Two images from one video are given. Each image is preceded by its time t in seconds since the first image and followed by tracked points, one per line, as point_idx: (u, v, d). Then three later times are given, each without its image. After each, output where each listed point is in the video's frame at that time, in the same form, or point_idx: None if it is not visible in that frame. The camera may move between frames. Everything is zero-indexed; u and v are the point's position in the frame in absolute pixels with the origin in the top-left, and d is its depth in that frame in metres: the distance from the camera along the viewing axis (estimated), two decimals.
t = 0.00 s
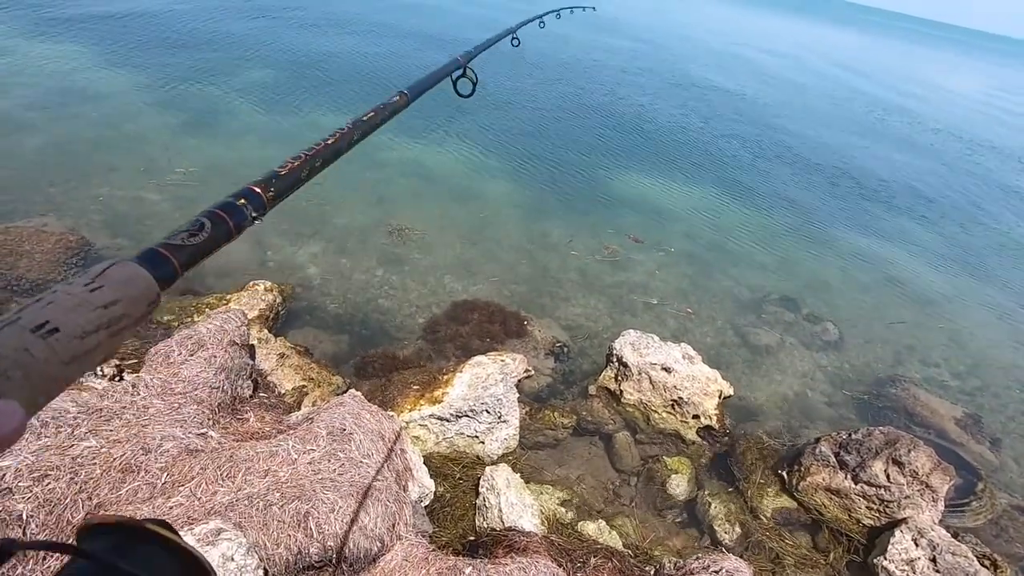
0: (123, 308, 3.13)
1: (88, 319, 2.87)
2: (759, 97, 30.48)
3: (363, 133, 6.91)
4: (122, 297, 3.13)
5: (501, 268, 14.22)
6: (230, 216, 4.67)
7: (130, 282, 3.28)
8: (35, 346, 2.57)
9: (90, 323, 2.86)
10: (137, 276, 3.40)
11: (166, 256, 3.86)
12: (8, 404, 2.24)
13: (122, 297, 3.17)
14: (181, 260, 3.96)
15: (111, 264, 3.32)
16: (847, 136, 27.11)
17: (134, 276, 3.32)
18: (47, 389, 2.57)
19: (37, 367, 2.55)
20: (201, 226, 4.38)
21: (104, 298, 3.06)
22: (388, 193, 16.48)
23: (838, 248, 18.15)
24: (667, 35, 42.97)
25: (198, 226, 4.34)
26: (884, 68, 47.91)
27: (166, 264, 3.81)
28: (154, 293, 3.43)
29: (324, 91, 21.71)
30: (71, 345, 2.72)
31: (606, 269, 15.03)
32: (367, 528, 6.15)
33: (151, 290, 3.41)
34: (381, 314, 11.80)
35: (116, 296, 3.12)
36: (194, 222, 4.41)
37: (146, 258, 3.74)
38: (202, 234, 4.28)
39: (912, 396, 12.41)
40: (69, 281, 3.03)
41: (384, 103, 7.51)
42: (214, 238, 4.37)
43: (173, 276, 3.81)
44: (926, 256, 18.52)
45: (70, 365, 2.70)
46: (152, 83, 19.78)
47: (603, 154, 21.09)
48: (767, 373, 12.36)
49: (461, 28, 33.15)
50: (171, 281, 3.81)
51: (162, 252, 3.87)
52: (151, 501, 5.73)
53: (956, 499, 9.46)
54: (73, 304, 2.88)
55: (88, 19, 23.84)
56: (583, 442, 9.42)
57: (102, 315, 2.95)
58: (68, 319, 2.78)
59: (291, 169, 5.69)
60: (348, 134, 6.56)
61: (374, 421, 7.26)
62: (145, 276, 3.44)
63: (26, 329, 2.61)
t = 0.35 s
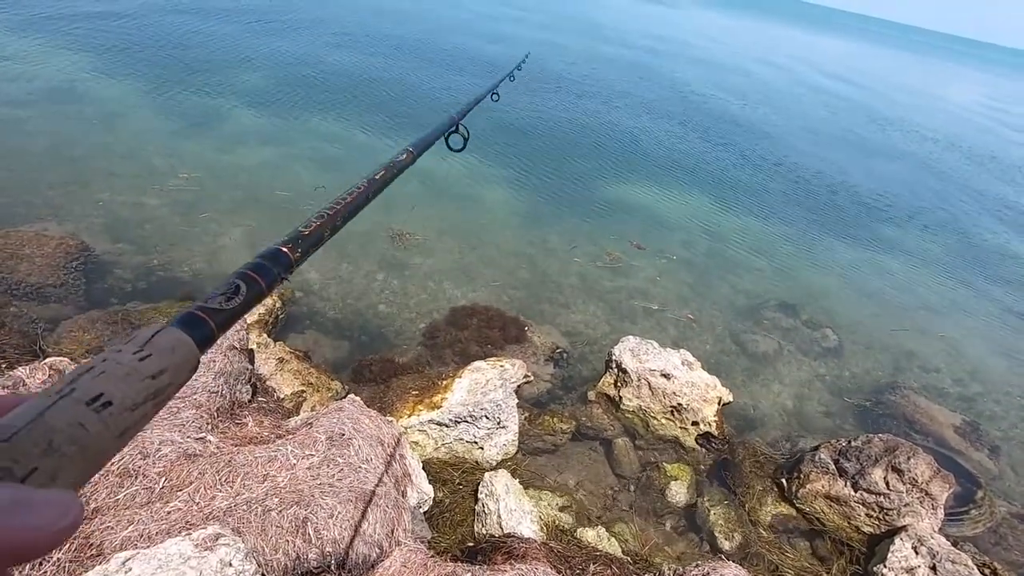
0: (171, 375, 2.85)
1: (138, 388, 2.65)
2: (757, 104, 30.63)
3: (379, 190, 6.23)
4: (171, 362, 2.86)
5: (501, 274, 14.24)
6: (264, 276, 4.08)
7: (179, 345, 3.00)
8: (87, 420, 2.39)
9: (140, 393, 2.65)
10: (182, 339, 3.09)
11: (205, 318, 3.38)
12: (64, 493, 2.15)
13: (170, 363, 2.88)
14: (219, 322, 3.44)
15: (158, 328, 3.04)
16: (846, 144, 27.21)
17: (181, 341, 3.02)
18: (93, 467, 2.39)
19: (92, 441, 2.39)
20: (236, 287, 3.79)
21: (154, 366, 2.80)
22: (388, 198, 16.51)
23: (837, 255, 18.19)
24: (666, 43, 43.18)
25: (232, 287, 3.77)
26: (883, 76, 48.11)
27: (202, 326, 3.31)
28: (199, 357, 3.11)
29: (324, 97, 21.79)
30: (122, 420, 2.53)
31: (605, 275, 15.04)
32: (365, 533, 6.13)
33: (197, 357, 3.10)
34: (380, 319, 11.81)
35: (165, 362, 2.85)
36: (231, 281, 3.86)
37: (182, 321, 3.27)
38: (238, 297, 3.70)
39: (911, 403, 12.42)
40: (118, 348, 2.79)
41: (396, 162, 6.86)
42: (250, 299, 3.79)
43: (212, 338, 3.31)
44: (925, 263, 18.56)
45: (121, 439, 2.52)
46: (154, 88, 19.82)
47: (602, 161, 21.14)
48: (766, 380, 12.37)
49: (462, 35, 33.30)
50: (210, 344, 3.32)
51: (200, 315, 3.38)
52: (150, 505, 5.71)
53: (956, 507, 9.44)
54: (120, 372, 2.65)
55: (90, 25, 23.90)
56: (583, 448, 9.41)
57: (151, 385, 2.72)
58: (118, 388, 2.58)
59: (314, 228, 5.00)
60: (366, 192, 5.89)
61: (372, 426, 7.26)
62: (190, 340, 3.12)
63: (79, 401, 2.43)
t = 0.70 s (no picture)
0: (132, 371, 2.90)
1: (96, 382, 2.68)
2: (768, 108, 30.48)
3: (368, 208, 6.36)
4: (133, 362, 2.91)
5: (508, 275, 14.25)
6: (236, 283, 4.30)
7: (140, 345, 3.04)
8: (41, 410, 2.38)
9: (97, 387, 2.67)
10: (146, 339, 3.15)
11: (173, 321, 3.52)
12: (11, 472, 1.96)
13: (131, 361, 2.93)
14: (188, 326, 3.58)
15: (122, 328, 3.10)
16: (858, 149, 27.03)
17: (145, 339, 3.08)
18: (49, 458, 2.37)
19: (48, 431, 2.38)
20: (207, 294, 4.04)
21: (113, 362, 2.85)
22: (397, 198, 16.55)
23: (847, 261, 18.07)
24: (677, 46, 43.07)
25: (203, 294, 4.00)
26: (896, 81, 47.76)
27: (169, 328, 3.44)
28: (163, 357, 3.17)
29: (335, 98, 21.93)
30: (76, 412, 2.52)
31: (613, 279, 15.01)
32: (371, 532, 6.14)
33: (161, 356, 3.16)
34: (388, 319, 11.85)
35: (125, 360, 2.89)
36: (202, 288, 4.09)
37: (151, 322, 3.38)
38: (207, 302, 3.92)
39: (922, 411, 12.30)
40: (77, 347, 2.83)
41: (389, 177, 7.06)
42: (219, 306, 4.01)
43: (179, 340, 3.42)
44: (937, 269, 18.40)
45: (77, 431, 2.51)
46: (167, 88, 20.04)
47: (611, 163, 21.14)
48: (774, 385, 12.31)
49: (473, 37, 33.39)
50: (176, 345, 3.42)
51: (168, 318, 3.51)
52: (158, 500, 5.75)
53: (966, 517, 9.33)
54: (81, 369, 2.68)
55: (106, 24, 24.22)
56: (589, 451, 9.40)
57: (109, 380, 2.75)
58: (77, 382, 2.60)
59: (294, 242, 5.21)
60: (353, 209, 6.04)
61: (379, 425, 7.28)
62: (154, 340, 3.19)
63: (35, 392, 2.43)
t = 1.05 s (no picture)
0: (188, 365, 2.81)
1: (160, 376, 2.59)
2: (773, 111, 30.40)
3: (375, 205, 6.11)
4: (189, 355, 2.82)
5: (512, 276, 14.25)
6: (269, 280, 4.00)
7: (195, 343, 2.95)
8: (116, 403, 2.28)
9: (161, 380, 2.58)
10: (195, 334, 3.06)
11: (217, 318, 3.34)
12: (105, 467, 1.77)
13: (186, 357, 2.83)
14: (232, 322, 3.40)
15: (173, 324, 3.00)
16: (863, 151, 26.94)
17: (197, 335, 3.00)
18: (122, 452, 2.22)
19: (120, 423, 2.25)
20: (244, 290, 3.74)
21: (171, 358, 2.75)
22: (401, 198, 16.58)
23: (851, 263, 18.01)
24: (682, 48, 43.03)
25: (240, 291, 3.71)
26: (901, 84, 47.63)
27: (214, 326, 3.27)
28: (213, 351, 3.08)
29: (340, 98, 21.99)
30: (144, 405, 2.43)
31: (617, 280, 15.00)
32: (373, 531, 6.16)
33: (213, 351, 3.07)
34: (391, 318, 11.88)
35: (182, 354, 2.81)
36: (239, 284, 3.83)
37: (196, 320, 3.21)
38: (247, 299, 3.66)
39: (926, 414, 12.25)
40: (136, 342, 2.71)
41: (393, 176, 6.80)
42: (259, 301, 3.75)
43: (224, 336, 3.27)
44: (943, 273, 18.31)
45: (145, 423, 2.42)
46: (173, 87, 20.14)
47: (615, 164, 21.13)
48: (778, 388, 12.26)
49: (478, 39, 33.45)
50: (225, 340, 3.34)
51: (212, 315, 3.32)
52: (162, 497, 5.79)
53: (971, 521, 9.28)
54: (142, 362, 2.58)
55: (113, 24, 24.34)
56: (591, 452, 9.40)
57: (171, 373, 2.66)
58: (143, 376, 2.50)
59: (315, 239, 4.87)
60: (362, 206, 5.72)
61: (382, 424, 7.30)
62: (206, 334, 3.13)
63: (107, 387, 2.32)
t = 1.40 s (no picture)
0: (128, 359, 3.09)
1: (99, 369, 2.87)
2: (774, 114, 30.44)
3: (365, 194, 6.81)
4: (133, 349, 3.12)
5: (512, 279, 14.25)
6: (235, 271, 4.75)
7: (139, 335, 3.26)
8: (48, 394, 2.57)
9: (100, 372, 2.86)
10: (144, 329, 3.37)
11: (169, 310, 3.78)
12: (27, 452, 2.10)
13: (129, 349, 3.13)
14: (185, 313, 3.89)
15: (121, 317, 3.30)
16: (864, 155, 26.95)
17: (144, 328, 3.31)
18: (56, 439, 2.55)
19: (51, 413, 2.54)
20: (206, 282, 4.39)
21: (113, 349, 3.04)
22: (402, 202, 16.58)
23: (852, 267, 17.98)
24: (683, 51, 43.12)
25: (203, 283, 4.35)
26: (903, 88, 47.63)
27: (168, 316, 3.71)
28: (161, 344, 3.40)
29: (342, 102, 22.04)
30: (80, 395, 2.71)
31: (618, 284, 14.99)
32: (372, 535, 6.14)
33: (158, 345, 3.38)
34: (391, 321, 11.87)
35: (125, 347, 3.11)
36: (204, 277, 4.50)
37: (152, 312, 3.65)
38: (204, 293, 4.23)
39: (927, 418, 12.22)
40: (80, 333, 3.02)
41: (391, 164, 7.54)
42: (217, 294, 4.36)
43: (175, 327, 3.69)
44: (944, 278, 18.26)
45: (81, 412, 2.70)
46: (175, 90, 20.18)
47: (616, 167, 21.14)
48: (779, 392, 12.23)
49: (479, 42, 33.54)
50: (176, 332, 3.74)
51: (168, 306, 3.82)
52: (160, 501, 5.77)
53: (973, 526, 9.24)
54: (84, 355, 2.86)
55: (116, 27, 24.43)
56: (591, 456, 9.38)
57: (110, 367, 2.94)
58: (81, 367, 2.79)
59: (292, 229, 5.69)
60: (343, 200, 6.43)
61: (381, 428, 7.30)
62: (154, 327, 3.45)
63: (40, 378, 2.61)
